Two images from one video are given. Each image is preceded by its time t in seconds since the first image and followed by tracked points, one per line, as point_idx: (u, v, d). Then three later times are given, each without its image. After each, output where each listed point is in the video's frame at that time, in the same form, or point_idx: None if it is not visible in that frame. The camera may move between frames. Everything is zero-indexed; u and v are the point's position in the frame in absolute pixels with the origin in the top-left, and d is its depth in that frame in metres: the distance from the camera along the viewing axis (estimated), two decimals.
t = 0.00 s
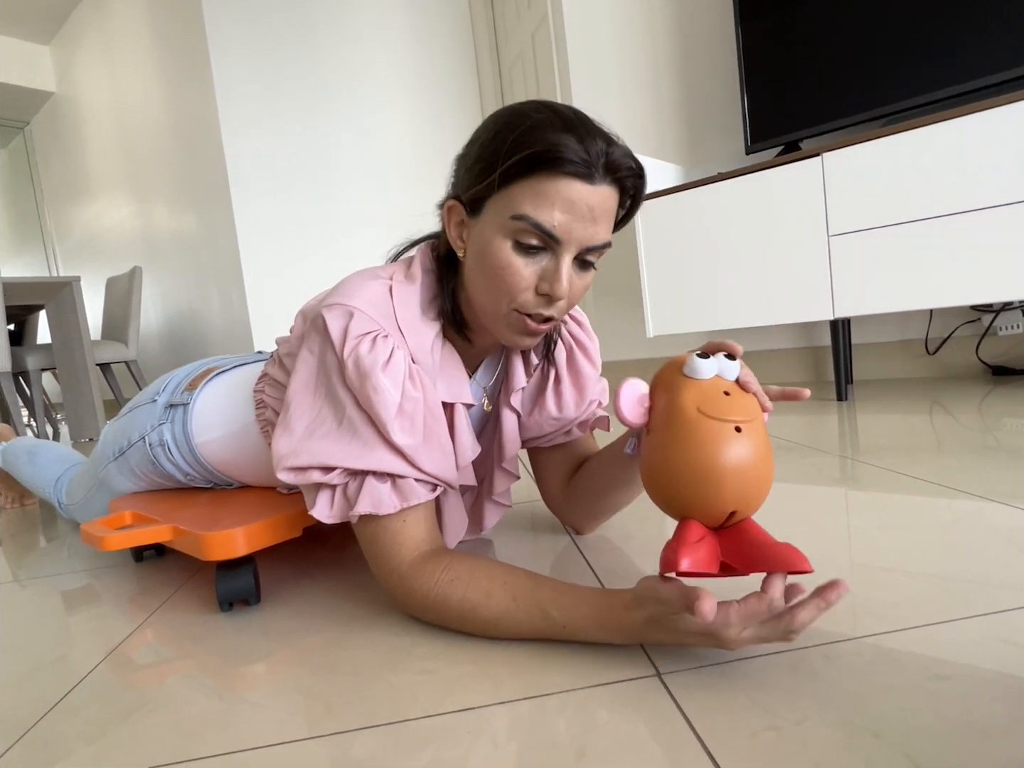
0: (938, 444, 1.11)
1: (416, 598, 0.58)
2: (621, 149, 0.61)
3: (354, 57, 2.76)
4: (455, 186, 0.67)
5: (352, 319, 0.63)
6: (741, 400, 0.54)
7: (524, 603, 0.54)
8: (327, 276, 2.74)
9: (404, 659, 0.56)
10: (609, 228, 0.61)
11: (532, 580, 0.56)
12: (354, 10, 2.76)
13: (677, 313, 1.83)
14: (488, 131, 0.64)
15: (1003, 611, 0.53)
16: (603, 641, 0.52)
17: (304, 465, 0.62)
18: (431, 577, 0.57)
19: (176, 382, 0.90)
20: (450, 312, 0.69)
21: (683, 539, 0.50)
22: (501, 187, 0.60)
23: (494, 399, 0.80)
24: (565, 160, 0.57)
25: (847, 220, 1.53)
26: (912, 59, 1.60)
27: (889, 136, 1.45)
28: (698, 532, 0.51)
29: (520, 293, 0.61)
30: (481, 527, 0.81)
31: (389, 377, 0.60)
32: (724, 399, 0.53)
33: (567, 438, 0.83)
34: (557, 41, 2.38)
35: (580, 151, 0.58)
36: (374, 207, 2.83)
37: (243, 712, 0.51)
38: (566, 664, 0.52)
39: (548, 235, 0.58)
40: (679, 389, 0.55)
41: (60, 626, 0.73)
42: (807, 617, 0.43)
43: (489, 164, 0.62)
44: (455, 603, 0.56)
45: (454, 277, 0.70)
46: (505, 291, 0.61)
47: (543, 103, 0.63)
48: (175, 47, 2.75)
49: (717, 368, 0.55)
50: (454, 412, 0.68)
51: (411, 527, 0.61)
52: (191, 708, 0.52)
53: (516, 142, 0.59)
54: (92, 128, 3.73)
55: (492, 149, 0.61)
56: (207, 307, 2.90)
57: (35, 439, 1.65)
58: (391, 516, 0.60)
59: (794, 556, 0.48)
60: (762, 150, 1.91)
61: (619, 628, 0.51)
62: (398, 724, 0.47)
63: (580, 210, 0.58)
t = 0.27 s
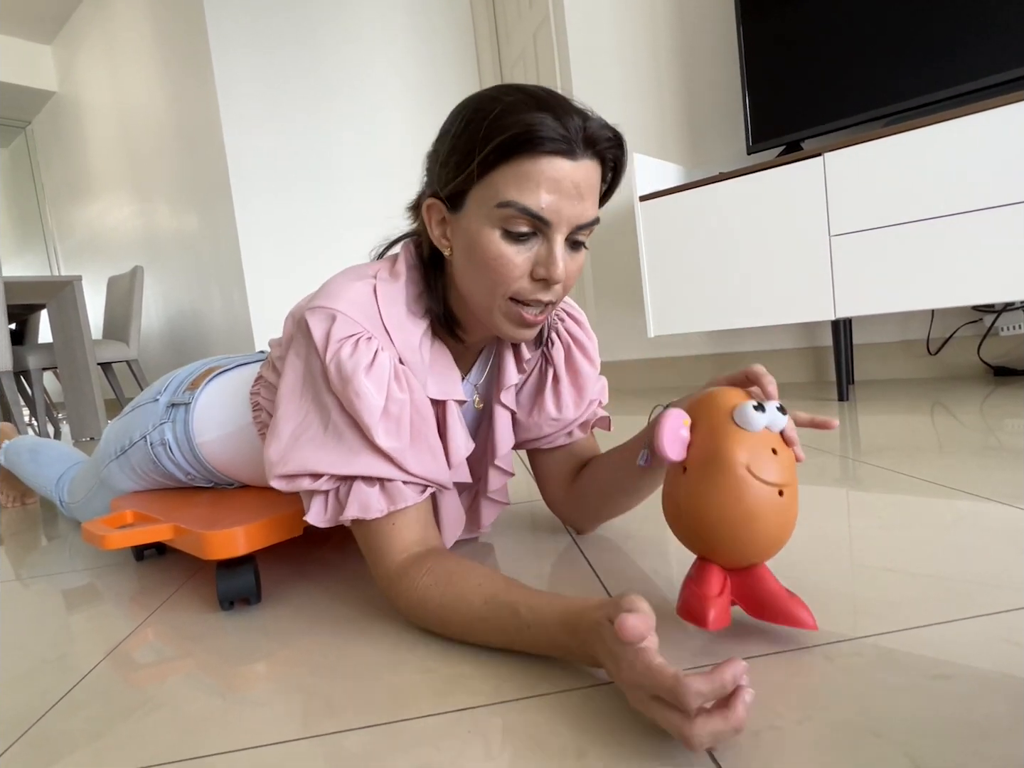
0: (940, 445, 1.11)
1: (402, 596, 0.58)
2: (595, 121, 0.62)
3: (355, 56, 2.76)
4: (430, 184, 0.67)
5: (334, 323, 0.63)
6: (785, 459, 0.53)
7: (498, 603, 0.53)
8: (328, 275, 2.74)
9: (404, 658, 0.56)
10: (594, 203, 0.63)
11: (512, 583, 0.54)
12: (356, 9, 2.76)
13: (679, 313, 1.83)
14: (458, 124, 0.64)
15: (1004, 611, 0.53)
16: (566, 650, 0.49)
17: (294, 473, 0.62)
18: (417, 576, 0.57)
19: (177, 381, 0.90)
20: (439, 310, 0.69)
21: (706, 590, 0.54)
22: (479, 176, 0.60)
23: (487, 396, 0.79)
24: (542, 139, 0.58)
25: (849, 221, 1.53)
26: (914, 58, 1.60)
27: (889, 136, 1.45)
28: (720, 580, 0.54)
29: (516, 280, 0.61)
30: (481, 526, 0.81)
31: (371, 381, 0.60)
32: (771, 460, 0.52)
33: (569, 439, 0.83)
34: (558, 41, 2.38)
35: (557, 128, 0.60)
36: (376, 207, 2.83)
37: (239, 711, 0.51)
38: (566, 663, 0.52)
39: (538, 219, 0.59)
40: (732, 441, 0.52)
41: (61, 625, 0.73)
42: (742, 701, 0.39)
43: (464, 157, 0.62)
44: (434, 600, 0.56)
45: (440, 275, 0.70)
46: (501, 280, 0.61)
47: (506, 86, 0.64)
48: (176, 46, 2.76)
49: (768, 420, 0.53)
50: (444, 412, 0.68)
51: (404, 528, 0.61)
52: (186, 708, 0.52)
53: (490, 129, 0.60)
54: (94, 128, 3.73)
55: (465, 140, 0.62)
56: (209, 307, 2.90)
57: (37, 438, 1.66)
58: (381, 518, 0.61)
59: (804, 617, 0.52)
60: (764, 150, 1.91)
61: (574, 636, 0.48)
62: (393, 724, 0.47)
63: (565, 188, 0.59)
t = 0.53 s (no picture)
0: (941, 445, 1.11)
1: (405, 595, 0.58)
2: (592, 117, 0.62)
3: (356, 55, 2.76)
4: (428, 182, 0.67)
5: (337, 321, 0.63)
6: (806, 481, 0.50)
7: (502, 601, 0.53)
8: (330, 275, 2.75)
9: (405, 656, 0.56)
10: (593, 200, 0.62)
11: (516, 580, 0.55)
12: (358, 8, 2.77)
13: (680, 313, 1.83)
14: (455, 122, 0.64)
15: (1006, 611, 0.53)
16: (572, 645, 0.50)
17: (296, 472, 0.62)
18: (420, 575, 0.58)
19: (178, 381, 0.90)
20: (440, 309, 0.69)
21: (739, 621, 0.49)
22: (478, 175, 0.60)
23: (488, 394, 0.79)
24: (540, 137, 0.58)
25: (850, 221, 1.53)
26: (916, 58, 1.60)
27: (890, 137, 1.45)
28: (750, 611, 0.50)
29: (516, 279, 0.61)
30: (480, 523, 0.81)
31: (376, 380, 0.60)
32: (792, 483, 0.49)
33: (569, 439, 0.83)
34: (559, 41, 2.38)
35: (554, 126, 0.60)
36: (377, 206, 2.83)
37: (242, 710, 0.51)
38: (568, 661, 0.52)
39: (536, 218, 0.59)
40: (753, 466, 0.49)
41: (63, 624, 0.73)
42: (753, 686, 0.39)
43: (462, 155, 0.62)
44: (438, 599, 0.56)
45: (439, 274, 0.70)
46: (501, 279, 0.61)
47: (502, 83, 0.63)
48: (178, 46, 2.76)
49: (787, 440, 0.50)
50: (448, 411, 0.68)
51: (407, 528, 0.61)
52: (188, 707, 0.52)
53: (487, 128, 0.60)
54: (95, 128, 3.74)
55: (463, 138, 0.62)
56: (210, 306, 2.90)
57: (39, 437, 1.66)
58: (385, 518, 0.61)
59: (828, 631, 0.50)
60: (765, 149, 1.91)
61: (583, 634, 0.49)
62: (395, 722, 0.47)
63: (564, 186, 0.59)
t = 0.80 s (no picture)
0: (941, 445, 1.11)
1: (407, 593, 0.58)
2: (602, 124, 0.62)
3: (357, 55, 2.77)
4: (438, 181, 0.67)
5: (345, 318, 0.63)
6: (799, 495, 0.48)
7: (504, 599, 0.53)
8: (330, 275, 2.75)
9: (405, 655, 0.56)
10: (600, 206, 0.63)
11: (519, 579, 0.55)
12: (359, 8, 2.77)
13: (680, 313, 1.82)
14: (467, 123, 0.64)
15: (1006, 611, 0.53)
16: (575, 643, 0.50)
17: (300, 467, 0.62)
18: (422, 573, 0.58)
19: (179, 379, 0.90)
20: (447, 309, 0.70)
21: (733, 632, 0.49)
22: (487, 177, 0.60)
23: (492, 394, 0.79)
24: (549, 143, 0.58)
25: (850, 221, 1.53)
26: (916, 58, 1.60)
27: (891, 137, 1.45)
28: (745, 618, 0.50)
29: (521, 281, 0.61)
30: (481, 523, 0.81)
31: (383, 378, 0.60)
32: (782, 499, 0.48)
33: (569, 438, 0.83)
34: (560, 41, 2.38)
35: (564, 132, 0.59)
36: (378, 206, 2.84)
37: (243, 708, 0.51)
38: (568, 660, 0.53)
39: (543, 222, 0.59)
40: (736, 483, 0.48)
41: (64, 623, 0.73)
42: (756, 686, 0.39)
43: (473, 156, 0.62)
44: (440, 597, 0.56)
45: (446, 274, 0.70)
46: (505, 281, 0.62)
47: (515, 87, 0.63)
48: (179, 46, 2.76)
49: (776, 454, 0.48)
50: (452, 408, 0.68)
51: (410, 526, 0.61)
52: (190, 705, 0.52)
53: (498, 131, 0.60)
54: (96, 128, 3.74)
55: (474, 140, 0.62)
56: (211, 306, 2.90)
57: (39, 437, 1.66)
58: (388, 517, 0.61)
59: (833, 637, 0.49)
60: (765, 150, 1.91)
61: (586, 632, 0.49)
62: (396, 720, 0.47)
63: (571, 192, 0.59)
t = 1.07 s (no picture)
0: (941, 444, 1.10)
1: (406, 591, 0.58)
2: (610, 128, 0.62)
3: (358, 55, 2.77)
4: (446, 179, 0.67)
5: (357, 315, 0.63)
6: (805, 497, 0.48)
7: (505, 599, 0.53)
8: (330, 274, 2.75)
9: (406, 655, 0.56)
10: (605, 209, 0.63)
11: (519, 579, 0.55)
12: (360, 8, 2.77)
13: (680, 313, 1.82)
14: (477, 123, 0.64)
15: (1008, 611, 0.53)
16: (576, 645, 0.50)
17: (305, 462, 0.62)
18: (423, 572, 0.58)
19: (179, 379, 0.90)
20: (456, 307, 0.70)
21: (734, 630, 0.49)
22: (493, 179, 0.60)
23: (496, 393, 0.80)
24: (556, 146, 0.58)
25: (851, 221, 1.53)
26: (917, 58, 1.60)
27: (891, 137, 1.45)
28: (750, 617, 0.50)
29: (525, 281, 0.62)
30: (484, 522, 0.80)
31: (393, 374, 0.60)
32: (785, 501, 0.47)
33: (572, 435, 0.82)
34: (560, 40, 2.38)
35: (571, 135, 0.59)
36: (378, 205, 2.84)
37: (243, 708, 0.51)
38: (567, 659, 0.52)
39: (547, 224, 0.59)
40: (737, 482, 0.48)
41: (63, 622, 0.73)
42: (734, 713, 0.38)
43: (481, 157, 0.62)
44: (441, 597, 0.56)
45: (455, 272, 0.71)
46: (509, 281, 0.62)
47: (523, 88, 0.63)
48: (179, 45, 2.76)
49: (780, 455, 0.48)
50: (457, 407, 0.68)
51: (412, 525, 0.61)
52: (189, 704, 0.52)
53: (507, 133, 0.60)
54: (97, 127, 3.74)
55: (482, 140, 0.62)
56: (211, 305, 2.90)
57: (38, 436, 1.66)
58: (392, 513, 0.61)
59: (846, 646, 0.48)
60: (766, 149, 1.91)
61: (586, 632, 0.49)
62: (396, 719, 0.47)
63: (577, 195, 0.59)
